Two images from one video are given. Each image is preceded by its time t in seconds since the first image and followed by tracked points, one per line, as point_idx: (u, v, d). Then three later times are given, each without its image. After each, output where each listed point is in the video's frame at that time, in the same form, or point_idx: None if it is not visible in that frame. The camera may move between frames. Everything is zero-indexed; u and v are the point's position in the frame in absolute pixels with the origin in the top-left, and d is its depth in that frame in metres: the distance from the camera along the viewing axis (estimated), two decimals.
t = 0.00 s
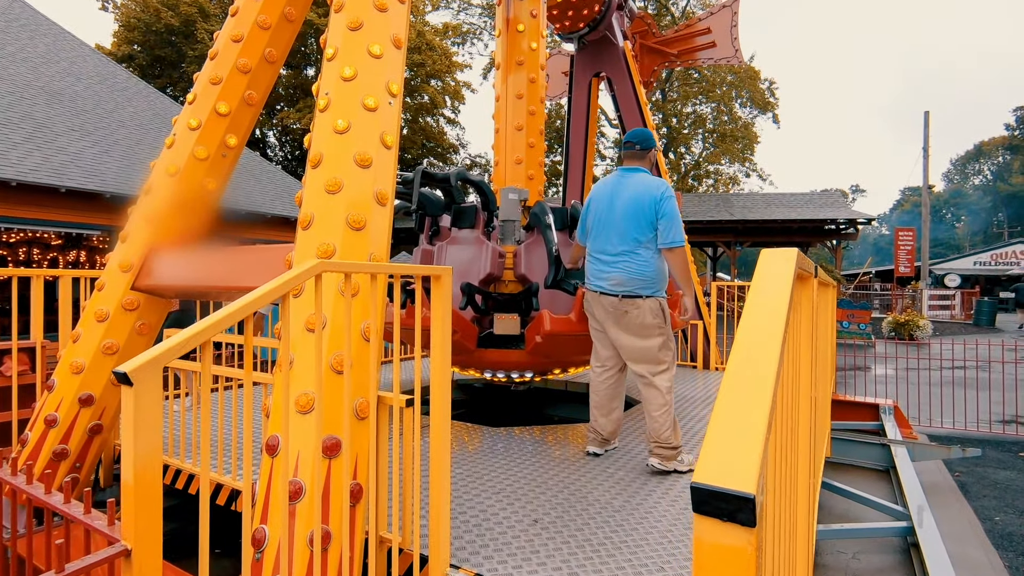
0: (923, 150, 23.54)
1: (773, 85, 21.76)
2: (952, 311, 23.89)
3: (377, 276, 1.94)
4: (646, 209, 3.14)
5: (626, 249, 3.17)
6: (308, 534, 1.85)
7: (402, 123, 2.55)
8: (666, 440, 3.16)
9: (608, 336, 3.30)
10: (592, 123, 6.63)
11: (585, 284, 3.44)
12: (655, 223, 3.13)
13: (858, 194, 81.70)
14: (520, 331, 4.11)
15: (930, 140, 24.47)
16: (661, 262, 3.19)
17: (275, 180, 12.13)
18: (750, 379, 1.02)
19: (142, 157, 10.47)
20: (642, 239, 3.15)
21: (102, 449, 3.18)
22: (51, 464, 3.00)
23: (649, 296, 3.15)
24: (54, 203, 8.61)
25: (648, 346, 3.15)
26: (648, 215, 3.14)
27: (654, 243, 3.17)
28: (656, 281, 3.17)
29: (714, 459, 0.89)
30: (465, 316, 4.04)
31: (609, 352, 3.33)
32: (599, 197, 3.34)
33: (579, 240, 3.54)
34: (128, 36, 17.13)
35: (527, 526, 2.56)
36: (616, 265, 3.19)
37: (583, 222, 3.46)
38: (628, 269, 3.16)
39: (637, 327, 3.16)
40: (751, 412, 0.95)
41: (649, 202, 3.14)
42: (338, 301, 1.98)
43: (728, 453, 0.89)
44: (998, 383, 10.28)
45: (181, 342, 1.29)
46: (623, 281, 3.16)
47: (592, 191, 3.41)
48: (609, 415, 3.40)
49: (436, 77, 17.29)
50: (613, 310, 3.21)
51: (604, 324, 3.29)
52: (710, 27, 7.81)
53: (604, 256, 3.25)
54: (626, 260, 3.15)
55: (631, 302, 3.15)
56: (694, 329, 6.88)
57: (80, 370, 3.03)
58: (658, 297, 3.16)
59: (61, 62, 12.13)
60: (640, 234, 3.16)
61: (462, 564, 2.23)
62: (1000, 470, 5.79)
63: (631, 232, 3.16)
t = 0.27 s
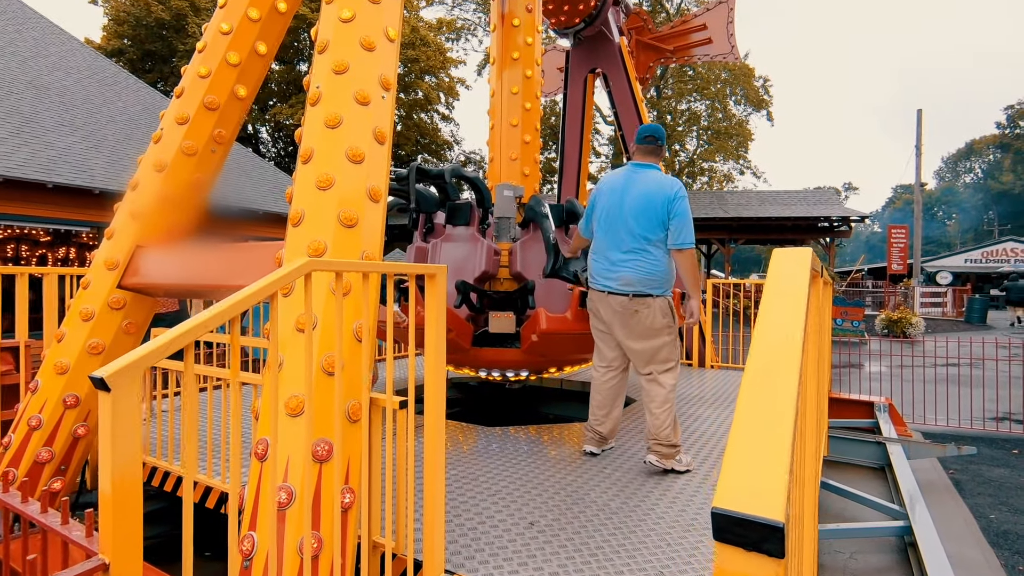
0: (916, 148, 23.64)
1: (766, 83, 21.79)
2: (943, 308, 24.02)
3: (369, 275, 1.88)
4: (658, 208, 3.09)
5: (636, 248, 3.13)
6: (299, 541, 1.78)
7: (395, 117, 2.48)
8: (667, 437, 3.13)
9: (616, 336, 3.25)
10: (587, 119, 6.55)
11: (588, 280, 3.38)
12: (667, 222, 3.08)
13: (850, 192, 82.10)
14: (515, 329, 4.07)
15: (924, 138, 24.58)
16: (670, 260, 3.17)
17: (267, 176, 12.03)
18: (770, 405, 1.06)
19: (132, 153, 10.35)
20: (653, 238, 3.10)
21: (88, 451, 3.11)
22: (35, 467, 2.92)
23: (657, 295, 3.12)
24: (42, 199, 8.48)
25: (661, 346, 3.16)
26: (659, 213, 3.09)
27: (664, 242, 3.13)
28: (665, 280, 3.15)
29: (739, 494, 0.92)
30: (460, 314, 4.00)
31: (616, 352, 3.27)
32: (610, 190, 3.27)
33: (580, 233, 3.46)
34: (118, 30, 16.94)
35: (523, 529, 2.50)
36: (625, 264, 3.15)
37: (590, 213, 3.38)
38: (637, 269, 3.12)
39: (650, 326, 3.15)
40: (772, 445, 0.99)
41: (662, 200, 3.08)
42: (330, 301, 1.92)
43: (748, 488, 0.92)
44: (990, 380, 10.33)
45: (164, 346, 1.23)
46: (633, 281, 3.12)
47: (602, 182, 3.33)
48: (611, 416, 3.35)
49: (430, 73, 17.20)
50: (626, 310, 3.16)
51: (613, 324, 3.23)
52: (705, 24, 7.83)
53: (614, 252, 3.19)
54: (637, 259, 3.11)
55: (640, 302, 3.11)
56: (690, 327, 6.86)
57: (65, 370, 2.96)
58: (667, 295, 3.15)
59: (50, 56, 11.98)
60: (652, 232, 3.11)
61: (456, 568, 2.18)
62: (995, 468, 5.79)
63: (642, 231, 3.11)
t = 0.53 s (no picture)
0: (908, 141, 23.69)
1: (760, 75, 21.74)
2: (934, 300, 24.14)
3: (353, 270, 1.79)
4: (670, 204, 3.06)
5: (647, 244, 3.09)
6: (281, 547, 1.70)
7: (382, 105, 2.40)
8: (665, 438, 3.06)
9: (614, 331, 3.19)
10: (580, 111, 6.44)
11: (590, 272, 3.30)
12: (679, 219, 3.06)
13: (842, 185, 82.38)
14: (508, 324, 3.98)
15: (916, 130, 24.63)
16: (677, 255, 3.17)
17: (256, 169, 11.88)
18: (784, 466, 1.40)
19: (118, 145, 10.17)
20: (663, 235, 3.08)
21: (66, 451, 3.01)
22: (11, 468, 2.82)
23: (664, 291, 3.11)
24: (25, 192, 8.33)
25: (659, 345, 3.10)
26: (672, 209, 3.06)
27: (673, 239, 3.11)
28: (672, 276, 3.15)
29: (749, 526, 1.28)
30: (452, 309, 3.92)
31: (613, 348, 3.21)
32: (619, 181, 3.19)
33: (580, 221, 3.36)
34: (104, 20, 16.67)
35: (516, 530, 2.44)
36: (636, 260, 3.09)
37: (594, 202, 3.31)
38: (648, 265, 3.09)
39: (649, 322, 3.10)
40: (782, 483, 1.36)
41: (674, 196, 3.05)
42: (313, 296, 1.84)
43: (757, 522, 1.28)
44: (982, 372, 10.36)
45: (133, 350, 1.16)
46: (644, 277, 3.08)
47: (609, 171, 3.24)
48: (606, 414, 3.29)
49: (422, 64, 17.04)
50: (629, 305, 3.10)
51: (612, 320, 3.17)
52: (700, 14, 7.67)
53: (622, 245, 3.14)
54: (649, 255, 3.07)
55: (650, 298, 3.08)
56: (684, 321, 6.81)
57: (41, 368, 2.87)
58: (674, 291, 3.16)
59: (33, 45, 11.75)
60: (661, 228, 3.08)
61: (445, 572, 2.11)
62: (988, 460, 5.78)
63: (654, 226, 3.07)
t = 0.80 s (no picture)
0: (900, 129, 23.73)
1: (752, 64, 21.70)
2: (926, 288, 24.33)
3: (341, 268, 1.73)
4: (680, 192, 3.05)
5: (658, 233, 3.06)
6: (270, 555, 1.65)
7: (370, 97, 2.33)
8: (662, 434, 3.03)
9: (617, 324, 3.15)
10: (573, 102, 6.39)
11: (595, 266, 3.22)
12: (689, 207, 3.07)
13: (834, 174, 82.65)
14: (503, 319, 3.94)
15: (907, 119, 24.68)
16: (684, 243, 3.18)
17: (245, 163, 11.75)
18: (805, 481, 1.18)
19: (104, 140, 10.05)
20: (674, 223, 3.06)
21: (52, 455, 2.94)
22: None
23: (674, 280, 3.11)
24: (10, 188, 8.20)
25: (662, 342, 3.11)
26: (681, 197, 3.05)
27: (682, 227, 3.11)
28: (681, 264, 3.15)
29: (769, 553, 1.05)
30: (446, 305, 3.86)
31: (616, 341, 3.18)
32: (623, 171, 3.14)
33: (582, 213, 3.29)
34: (88, 13, 16.45)
35: (513, 529, 2.40)
36: (647, 250, 3.06)
37: (598, 190, 3.24)
38: (660, 254, 3.07)
39: (655, 320, 3.08)
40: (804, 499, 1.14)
41: (684, 184, 3.05)
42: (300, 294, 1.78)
43: (780, 547, 1.05)
44: (974, 360, 10.41)
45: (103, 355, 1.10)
46: (656, 267, 3.06)
47: (615, 159, 3.19)
48: (604, 409, 3.26)
49: (413, 56, 16.91)
50: (636, 297, 3.08)
51: (616, 312, 3.14)
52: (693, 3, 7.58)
53: (631, 234, 3.09)
54: (662, 245, 3.05)
55: (662, 287, 3.08)
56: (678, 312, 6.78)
57: (23, 371, 2.80)
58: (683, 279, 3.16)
59: (16, 39, 11.57)
60: (672, 216, 3.06)
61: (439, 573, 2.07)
62: (982, 448, 5.78)
63: (665, 215, 3.05)
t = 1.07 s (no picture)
0: (892, 120, 23.79)
1: (745, 55, 21.66)
2: (918, 277, 24.46)
3: (332, 265, 1.71)
4: (678, 181, 3.05)
5: (660, 222, 3.05)
6: (264, 554, 1.65)
7: (359, 91, 2.31)
8: (658, 429, 3.03)
9: (619, 322, 3.10)
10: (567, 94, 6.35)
11: (596, 259, 3.17)
12: (687, 195, 3.08)
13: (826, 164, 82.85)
14: (497, 313, 3.91)
15: (899, 109, 24.77)
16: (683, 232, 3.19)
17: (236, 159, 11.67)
18: (803, 477, 1.16)
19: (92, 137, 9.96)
20: (674, 211, 3.06)
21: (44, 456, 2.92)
22: None
23: (676, 269, 3.10)
24: None
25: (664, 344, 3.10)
26: (680, 186, 3.06)
27: (681, 215, 3.12)
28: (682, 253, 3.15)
29: (767, 550, 1.03)
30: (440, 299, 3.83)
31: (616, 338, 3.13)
32: (620, 162, 3.12)
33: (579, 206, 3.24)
34: (74, 7, 16.26)
35: (508, 524, 2.39)
36: (650, 240, 3.04)
37: (592, 180, 3.19)
38: (663, 244, 3.06)
39: (658, 319, 3.07)
40: (800, 494, 1.13)
41: (681, 173, 3.06)
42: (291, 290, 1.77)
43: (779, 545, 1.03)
44: (967, 348, 10.47)
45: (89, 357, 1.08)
46: (661, 257, 3.04)
47: (611, 147, 3.16)
48: (601, 405, 3.25)
49: (404, 49, 16.80)
50: (639, 293, 3.05)
51: (618, 308, 3.09)
52: None
53: (631, 224, 3.07)
54: (665, 234, 3.04)
55: (668, 277, 3.07)
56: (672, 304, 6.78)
57: (12, 372, 2.78)
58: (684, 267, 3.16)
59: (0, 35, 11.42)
60: (672, 204, 3.06)
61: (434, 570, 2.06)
62: (974, 436, 5.82)
63: (665, 204, 3.05)
